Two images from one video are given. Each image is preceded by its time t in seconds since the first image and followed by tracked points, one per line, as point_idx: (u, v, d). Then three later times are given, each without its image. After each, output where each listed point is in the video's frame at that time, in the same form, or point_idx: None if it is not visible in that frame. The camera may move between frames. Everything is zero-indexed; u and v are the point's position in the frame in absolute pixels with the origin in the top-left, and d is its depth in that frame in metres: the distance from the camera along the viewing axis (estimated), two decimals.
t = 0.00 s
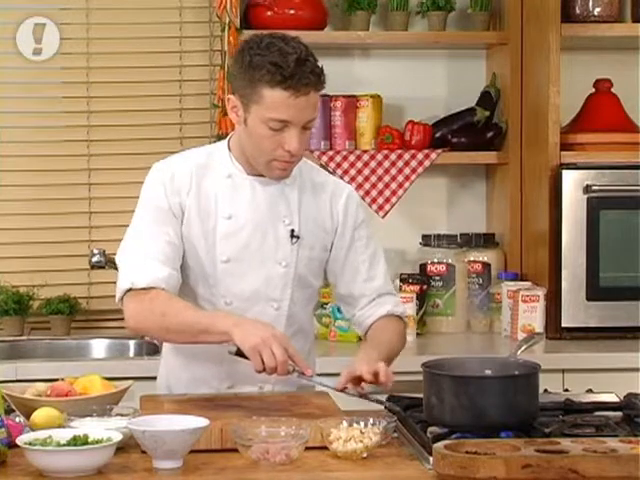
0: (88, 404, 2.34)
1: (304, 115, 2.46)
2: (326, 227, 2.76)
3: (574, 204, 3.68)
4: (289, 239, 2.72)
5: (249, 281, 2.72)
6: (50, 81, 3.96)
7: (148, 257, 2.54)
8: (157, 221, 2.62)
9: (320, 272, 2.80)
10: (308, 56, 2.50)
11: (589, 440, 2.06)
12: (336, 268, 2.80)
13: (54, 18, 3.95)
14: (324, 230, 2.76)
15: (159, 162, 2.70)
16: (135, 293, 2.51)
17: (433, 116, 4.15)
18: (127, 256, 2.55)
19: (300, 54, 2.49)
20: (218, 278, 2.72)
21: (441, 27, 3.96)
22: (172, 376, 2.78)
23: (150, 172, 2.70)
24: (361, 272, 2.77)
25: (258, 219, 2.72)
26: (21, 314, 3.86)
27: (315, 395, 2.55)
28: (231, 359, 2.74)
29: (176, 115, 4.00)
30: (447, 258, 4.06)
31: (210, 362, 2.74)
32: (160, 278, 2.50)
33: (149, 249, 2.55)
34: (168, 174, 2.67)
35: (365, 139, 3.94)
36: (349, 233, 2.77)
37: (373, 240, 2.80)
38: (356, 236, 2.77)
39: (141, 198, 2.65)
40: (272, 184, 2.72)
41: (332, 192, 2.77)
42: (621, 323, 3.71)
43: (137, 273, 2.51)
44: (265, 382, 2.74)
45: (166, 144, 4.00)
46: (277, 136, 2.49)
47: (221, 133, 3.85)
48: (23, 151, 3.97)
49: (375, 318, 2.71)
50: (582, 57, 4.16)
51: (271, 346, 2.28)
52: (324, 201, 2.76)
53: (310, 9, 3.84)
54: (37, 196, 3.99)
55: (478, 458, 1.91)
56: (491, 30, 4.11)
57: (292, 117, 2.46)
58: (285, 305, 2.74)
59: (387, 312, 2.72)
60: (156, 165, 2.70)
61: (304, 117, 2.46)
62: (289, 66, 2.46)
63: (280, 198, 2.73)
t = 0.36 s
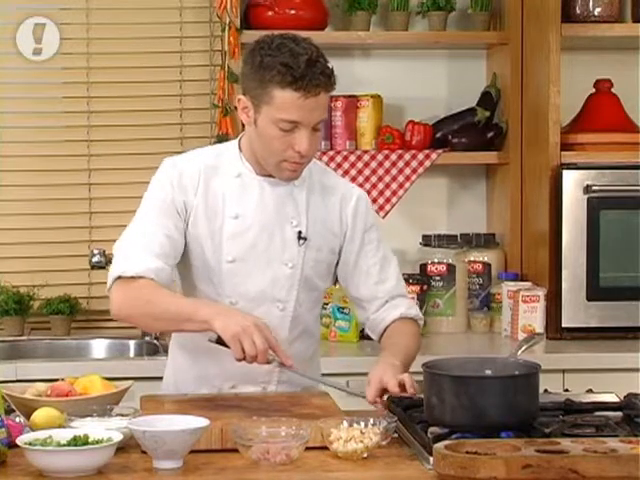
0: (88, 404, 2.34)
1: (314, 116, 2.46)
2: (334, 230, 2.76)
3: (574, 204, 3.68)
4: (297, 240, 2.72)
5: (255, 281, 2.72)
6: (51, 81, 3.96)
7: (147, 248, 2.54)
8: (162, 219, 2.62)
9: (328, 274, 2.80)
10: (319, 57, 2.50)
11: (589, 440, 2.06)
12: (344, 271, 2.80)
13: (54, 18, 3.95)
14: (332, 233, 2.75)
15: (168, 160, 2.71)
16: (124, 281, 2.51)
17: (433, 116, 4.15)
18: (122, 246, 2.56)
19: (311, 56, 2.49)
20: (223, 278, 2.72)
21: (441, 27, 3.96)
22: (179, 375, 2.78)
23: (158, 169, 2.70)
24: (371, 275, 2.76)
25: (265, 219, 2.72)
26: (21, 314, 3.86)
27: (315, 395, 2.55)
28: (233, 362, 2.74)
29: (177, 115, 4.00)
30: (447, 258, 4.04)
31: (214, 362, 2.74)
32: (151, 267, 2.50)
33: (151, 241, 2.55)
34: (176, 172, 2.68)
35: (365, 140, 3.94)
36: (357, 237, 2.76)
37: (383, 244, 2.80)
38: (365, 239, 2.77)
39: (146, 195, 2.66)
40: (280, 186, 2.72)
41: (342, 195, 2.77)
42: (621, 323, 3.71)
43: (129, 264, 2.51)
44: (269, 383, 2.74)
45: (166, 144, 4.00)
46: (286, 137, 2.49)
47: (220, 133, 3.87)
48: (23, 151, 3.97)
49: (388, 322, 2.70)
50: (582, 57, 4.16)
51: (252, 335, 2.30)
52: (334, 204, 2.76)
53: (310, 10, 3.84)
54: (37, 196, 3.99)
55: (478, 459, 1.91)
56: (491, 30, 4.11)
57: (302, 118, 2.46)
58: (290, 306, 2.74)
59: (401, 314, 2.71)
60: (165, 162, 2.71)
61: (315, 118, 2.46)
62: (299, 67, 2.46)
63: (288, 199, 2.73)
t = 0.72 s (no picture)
0: (91, 404, 2.34)
1: (316, 118, 2.46)
2: (337, 232, 2.76)
3: (577, 204, 3.68)
4: (299, 242, 2.73)
5: (257, 283, 2.73)
6: (53, 81, 3.96)
7: (139, 254, 2.59)
8: (160, 220, 2.65)
9: (331, 276, 2.80)
10: (320, 58, 2.51)
11: (591, 440, 2.06)
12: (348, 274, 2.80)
13: (54, 18, 3.95)
14: (335, 235, 2.76)
15: (171, 161, 2.73)
16: (112, 290, 2.56)
17: (436, 116, 4.15)
18: (119, 254, 2.61)
19: (311, 57, 2.50)
20: (226, 278, 2.73)
21: (443, 27, 3.96)
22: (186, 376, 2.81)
23: (161, 170, 2.72)
24: (375, 278, 2.75)
25: (268, 221, 2.73)
26: (24, 314, 3.87)
27: (318, 395, 2.55)
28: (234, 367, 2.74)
29: (179, 116, 4.00)
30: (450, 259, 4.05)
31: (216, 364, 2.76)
32: (140, 275, 2.55)
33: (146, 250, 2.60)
34: (178, 174, 2.70)
35: (367, 140, 3.94)
36: (362, 239, 2.76)
37: (386, 247, 2.79)
38: (369, 241, 2.77)
39: (148, 195, 2.68)
40: (284, 187, 2.73)
41: (345, 198, 2.77)
42: (623, 323, 3.71)
43: (122, 271, 2.56)
44: (272, 383, 2.76)
45: (169, 144, 4.00)
46: (290, 139, 2.49)
47: (223, 134, 3.84)
48: (25, 151, 3.97)
49: (389, 325, 2.68)
50: (585, 57, 4.16)
51: (202, 336, 2.27)
52: (337, 206, 2.76)
53: (313, 10, 3.84)
54: (39, 196, 3.99)
55: (481, 459, 1.91)
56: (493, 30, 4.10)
57: (304, 119, 2.46)
58: (293, 308, 2.75)
59: (401, 320, 2.68)
60: (168, 163, 2.73)
61: (317, 120, 2.46)
62: (300, 69, 2.47)
63: (291, 200, 2.73)
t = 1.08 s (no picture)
0: (94, 404, 2.34)
1: (306, 112, 2.50)
2: (327, 231, 2.77)
3: (580, 204, 3.68)
4: (289, 242, 2.74)
5: (247, 283, 2.74)
6: (56, 81, 3.96)
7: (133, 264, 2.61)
8: (150, 224, 2.67)
9: (323, 276, 2.81)
10: (305, 53, 2.55)
11: (594, 440, 2.06)
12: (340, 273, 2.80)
13: (55, 18, 3.96)
14: (325, 235, 2.77)
15: (161, 163, 2.74)
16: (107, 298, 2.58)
17: (439, 116, 4.15)
18: (116, 262, 2.63)
19: (297, 53, 2.54)
20: (216, 279, 2.74)
21: (446, 27, 3.96)
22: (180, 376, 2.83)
23: (151, 173, 2.74)
24: (366, 276, 2.75)
25: (257, 221, 2.74)
26: (27, 314, 3.87)
27: (320, 395, 2.55)
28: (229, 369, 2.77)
29: (182, 116, 4.00)
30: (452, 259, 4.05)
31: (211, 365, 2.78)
32: (137, 285, 2.57)
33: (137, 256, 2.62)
34: (167, 176, 2.71)
35: (370, 140, 3.94)
36: (352, 238, 2.77)
37: (378, 245, 2.80)
38: (360, 239, 2.77)
39: (138, 199, 2.70)
40: (273, 186, 2.74)
41: (335, 197, 2.78)
42: (627, 324, 3.71)
43: (117, 280, 2.57)
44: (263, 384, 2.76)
45: (172, 144, 4.00)
46: (282, 136, 2.52)
47: (226, 133, 3.85)
48: (28, 151, 3.98)
49: (382, 323, 2.68)
50: (589, 57, 4.15)
51: (189, 348, 2.26)
52: (326, 205, 2.77)
53: (316, 9, 3.84)
54: (43, 197, 3.99)
55: (483, 460, 1.91)
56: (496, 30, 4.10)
57: (294, 114, 2.49)
58: (283, 308, 2.76)
59: (396, 315, 2.69)
60: (158, 165, 2.74)
61: (308, 114, 2.50)
62: (288, 65, 2.51)
63: (280, 200, 2.75)
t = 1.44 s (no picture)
0: (99, 404, 2.34)
1: (291, 105, 2.54)
2: (313, 230, 2.78)
3: (585, 204, 3.67)
4: (274, 240, 2.75)
5: (233, 282, 2.75)
6: (61, 81, 3.97)
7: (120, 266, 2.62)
8: (136, 224, 2.67)
9: (309, 275, 2.82)
10: (289, 47, 2.60)
11: (599, 440, 2.06)
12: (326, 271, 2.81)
13: (56, 19, 3.96)
14: (309, 233, 2.78)
15: (147, 164, 2.75)
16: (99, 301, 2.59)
17: (444, 116, 4.15)
18: (105, 263, 2.64)
19: (281, 47, 2.59)
20: (202, 279, 2.75)
21: (451, 28, 3.96)
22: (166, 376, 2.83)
23: (136, 175, 2.75)
24: (353, 272, 2.77)
25: (243, 220, 2.75)
26: (32, 314, 3.87)
27: (324, 396, 2.55)
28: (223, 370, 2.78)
29: (187, 116, 4.00)
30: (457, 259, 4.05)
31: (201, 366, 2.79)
32: (126, 286, 2.57)
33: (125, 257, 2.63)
34: (152, 177, 2.72)
35: (375, 140, 3.94)
36: (338, 236, 2.78)
37: (363, 243, 2.81)
38: (346, 237, 2.78)
39: (124, 201, 2.71)
40: (257, 185, 2.75)
41: (319, 195, 2.79)
42: (632, 324, 3.71)
43: (107, 282, 2.58)
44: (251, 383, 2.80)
45: (177, 145, 4.01)
46: (268, 130, 2.56)
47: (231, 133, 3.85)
48: (34, 151, 3.98)
49: (370, 321, 2.70)
50: (594, 58, 4.15)
51: (183, 349, 2.26)
52: (311, 203, 2.79)
53: (320, 10, 3.84)
54: (48, 197, 4.00)
55: (488, 460, 1.91)
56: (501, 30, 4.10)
57: (280, 107, 2.54)
58: (270, 306, 2.77)
59: (383, 314, 2.70)
60: (143, 167, 2.75)
61: (294, 107, 2.54)
62: (272, 58, 2.56)
63: (266, 198, 2.76)
